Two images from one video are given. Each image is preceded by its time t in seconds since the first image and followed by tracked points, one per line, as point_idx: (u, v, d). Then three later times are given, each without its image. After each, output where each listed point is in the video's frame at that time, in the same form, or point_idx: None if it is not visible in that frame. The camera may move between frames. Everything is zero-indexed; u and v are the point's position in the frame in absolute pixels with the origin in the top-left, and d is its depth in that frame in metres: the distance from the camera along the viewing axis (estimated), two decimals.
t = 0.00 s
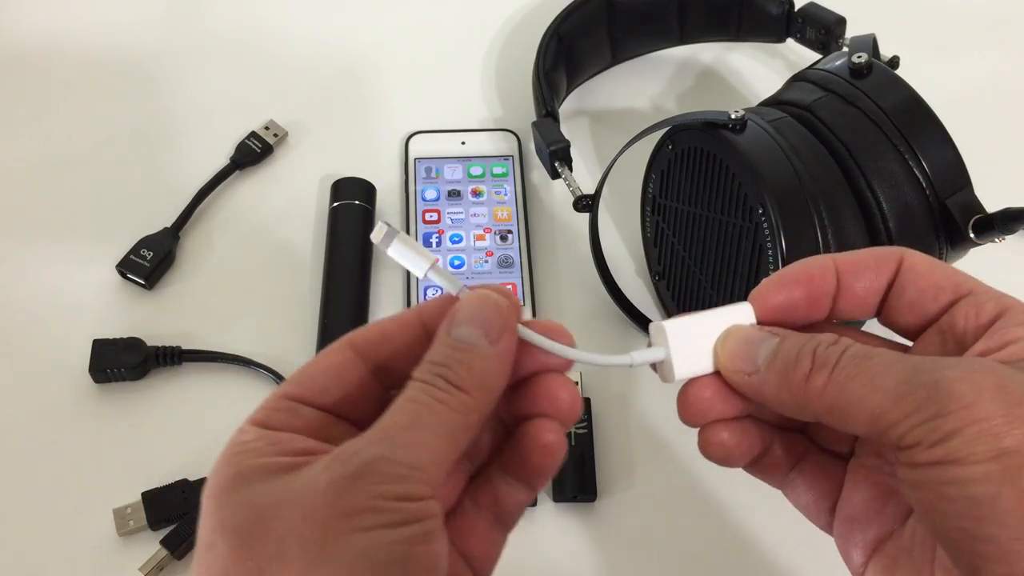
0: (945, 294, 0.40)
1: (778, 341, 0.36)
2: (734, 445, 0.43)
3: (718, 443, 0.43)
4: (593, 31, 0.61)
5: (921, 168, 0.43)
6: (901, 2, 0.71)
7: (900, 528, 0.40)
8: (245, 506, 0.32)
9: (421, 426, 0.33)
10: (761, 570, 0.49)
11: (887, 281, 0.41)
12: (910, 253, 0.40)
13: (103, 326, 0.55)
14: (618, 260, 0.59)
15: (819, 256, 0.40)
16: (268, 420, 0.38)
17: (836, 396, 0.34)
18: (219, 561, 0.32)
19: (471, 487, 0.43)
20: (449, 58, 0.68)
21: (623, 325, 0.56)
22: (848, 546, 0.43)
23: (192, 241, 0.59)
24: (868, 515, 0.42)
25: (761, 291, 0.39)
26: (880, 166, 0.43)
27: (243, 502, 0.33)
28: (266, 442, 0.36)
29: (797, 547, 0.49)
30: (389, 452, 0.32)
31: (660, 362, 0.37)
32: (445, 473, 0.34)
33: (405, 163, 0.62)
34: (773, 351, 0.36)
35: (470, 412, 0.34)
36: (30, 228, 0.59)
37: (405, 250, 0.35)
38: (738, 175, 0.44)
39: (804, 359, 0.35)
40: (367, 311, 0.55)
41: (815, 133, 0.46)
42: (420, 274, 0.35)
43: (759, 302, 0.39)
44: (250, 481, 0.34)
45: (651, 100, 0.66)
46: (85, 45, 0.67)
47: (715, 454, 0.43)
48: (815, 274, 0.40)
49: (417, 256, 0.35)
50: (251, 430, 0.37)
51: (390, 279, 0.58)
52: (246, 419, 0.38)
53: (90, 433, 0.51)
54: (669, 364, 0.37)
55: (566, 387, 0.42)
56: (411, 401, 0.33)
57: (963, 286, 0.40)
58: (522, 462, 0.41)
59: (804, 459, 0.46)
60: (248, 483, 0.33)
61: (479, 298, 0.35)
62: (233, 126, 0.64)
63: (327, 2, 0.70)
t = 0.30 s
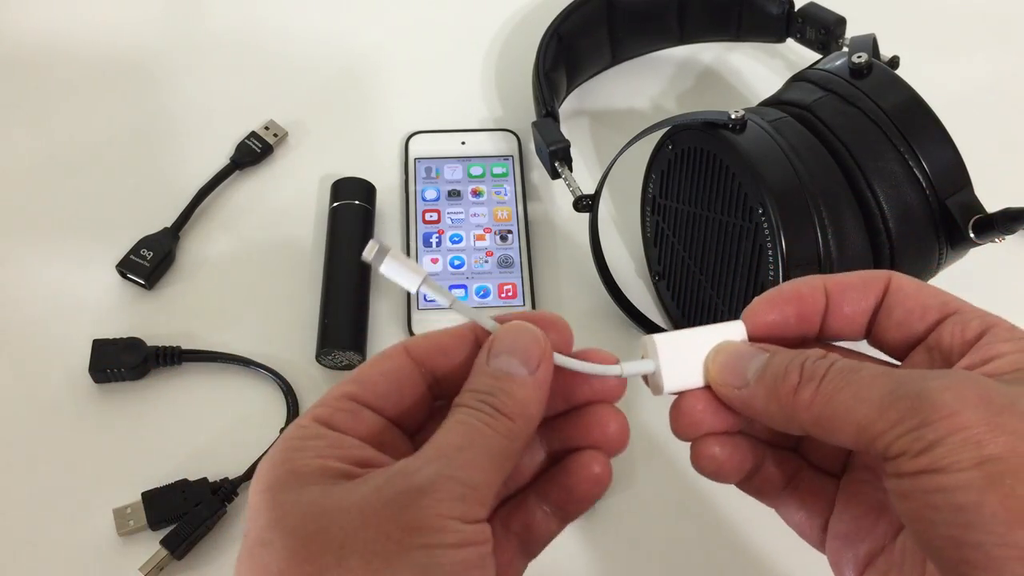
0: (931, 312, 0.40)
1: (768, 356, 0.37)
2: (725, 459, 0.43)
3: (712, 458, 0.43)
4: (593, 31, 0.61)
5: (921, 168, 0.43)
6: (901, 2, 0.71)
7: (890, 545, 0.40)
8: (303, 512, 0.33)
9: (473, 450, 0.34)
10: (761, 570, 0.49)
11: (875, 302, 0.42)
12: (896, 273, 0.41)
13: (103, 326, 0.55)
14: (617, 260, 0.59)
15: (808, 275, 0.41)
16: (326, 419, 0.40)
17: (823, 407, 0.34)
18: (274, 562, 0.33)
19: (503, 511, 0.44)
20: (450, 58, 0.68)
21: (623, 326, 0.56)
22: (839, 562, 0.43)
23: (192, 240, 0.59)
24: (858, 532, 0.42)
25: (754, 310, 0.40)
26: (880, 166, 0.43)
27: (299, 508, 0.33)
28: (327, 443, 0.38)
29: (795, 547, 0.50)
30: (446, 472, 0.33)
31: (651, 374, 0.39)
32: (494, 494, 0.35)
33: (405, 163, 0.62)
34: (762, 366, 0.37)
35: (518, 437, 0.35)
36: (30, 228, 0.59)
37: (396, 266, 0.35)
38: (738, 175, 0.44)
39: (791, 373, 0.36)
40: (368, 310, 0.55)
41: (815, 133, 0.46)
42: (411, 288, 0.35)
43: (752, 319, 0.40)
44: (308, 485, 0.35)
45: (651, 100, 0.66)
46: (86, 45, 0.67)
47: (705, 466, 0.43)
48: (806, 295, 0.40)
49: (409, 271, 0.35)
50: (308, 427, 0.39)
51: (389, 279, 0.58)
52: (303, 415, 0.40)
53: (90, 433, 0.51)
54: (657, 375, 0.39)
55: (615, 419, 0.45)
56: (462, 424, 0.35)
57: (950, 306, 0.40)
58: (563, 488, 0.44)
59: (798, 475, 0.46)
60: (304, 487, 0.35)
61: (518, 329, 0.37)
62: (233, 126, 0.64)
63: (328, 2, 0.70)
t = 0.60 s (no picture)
0: (948, 290, 0.40)
1: (767, 344, 0.37)
2: (713, 423, 0.43)
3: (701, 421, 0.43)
4: (593, 31, 0.61)
5: (921, 168, 0.43)
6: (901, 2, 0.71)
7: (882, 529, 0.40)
8: (300, 506, 0.34)
9: (466, 441, 0.35)
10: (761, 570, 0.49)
11: (890, 263, 0.41)
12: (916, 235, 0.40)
13: (103, 326, 0.55)
14: (617, 260, 0.59)
15: (810, 229, 0.40)
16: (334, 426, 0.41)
17: (821, 413, 0.35)
18: (272, 555, 0.33)
19: (519, 519, 0.45)
20: (450, 58, 0.68)
21: (623, 326, 0.56)
22: (832, 539, 0.43)
23: (191, 240, 0.59)
24: (853, 508, 0.43)
25: (747, 255, 0.40)
26: (880, 166, 0.43)
27: (296, 502, 0.34)
28: (332, 446, 0.39)
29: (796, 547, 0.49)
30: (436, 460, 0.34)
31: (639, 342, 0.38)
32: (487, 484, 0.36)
33: (405, 163, 0.62)
34: (762, 355, 0.37)
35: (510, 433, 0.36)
36: (30, 228, 0.59)
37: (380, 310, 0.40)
38: (738, 175, 0.44)
39: (791, 371, 0.36)
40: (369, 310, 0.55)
41: (815, 133, 0.46)
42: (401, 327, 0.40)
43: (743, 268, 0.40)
44: (309, 483, 0.35)
45: (651, 99, 0.66)
46: (85, 45, 0.67)
47: (692, 429, 0.43)
48: (806, 246, 0.40)
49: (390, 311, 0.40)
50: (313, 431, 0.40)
51: (390, 280, 0.58)
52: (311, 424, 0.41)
53: (90, 433, 0.51)
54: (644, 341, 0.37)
55: (626, 421, 0.45)
56: (456, 419, 0.36)
57: (970, 283, 0.39)
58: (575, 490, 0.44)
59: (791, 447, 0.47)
60: (303, 485, 0.36)
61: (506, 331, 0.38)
62: (233, 126, 0.64)
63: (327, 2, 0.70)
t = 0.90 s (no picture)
0: (943, 317, 0.39)
1: (756, 348, 0.37)
2: (701, 438, 0.44)
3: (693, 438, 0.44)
4: (593, 31, 0.61)
5: (921, 168, 0.43)
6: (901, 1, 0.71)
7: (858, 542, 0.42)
8: (288, 528, 0.36)
9: (445, 458, 0.36)
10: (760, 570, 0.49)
11: (874, 281, 0.40)
12: (902, 253, 0.39)
13: (104, 326, 0.55)
14: (617, 260, 0.59)
15: (784, 241, 0.39)
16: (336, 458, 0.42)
17: (801, 430, 0.35)
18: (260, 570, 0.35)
19: (536, 535, 0.46)
20: (450, 58, 0.68)
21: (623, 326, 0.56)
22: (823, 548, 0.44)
23: (192, 240, 0.59)
24: (842, 519, 0.43)
25: (714, 259, 0.39)
26: (880, 166, 0.43)
27: (287, 525, 0.36)
28: (332, 475, 0.40)
29: (796, 548, 0.49)
30: (412, 474, 0.35)
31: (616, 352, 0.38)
32: (470, 500, 0.36)
33: (405, 163, 0.62)
34: (748, 359, 0.37)
35: (493, 453, 0.37)
36: (30, 228, 0.59)
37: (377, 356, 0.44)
38: (738, 175, 0.44)
39: (776, 384, 0.36)
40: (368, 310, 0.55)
41: (815, 133, 0.46)
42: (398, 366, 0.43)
43: (710, 274, 0.39)
44: (304, 509, 0.37)
45: (651, 99, 0.66)
46: (85, 45, 0.67)
47: (682, 445, 0.45)
48: (775, 257, 0.39)
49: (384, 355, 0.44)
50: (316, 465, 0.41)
51: (390, 280, 0.58)
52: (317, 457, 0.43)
53: (89, 432, 0.51)
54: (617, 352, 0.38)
55: (640, 421, 0.44)
56: (437, 442, 0.37)
57: (964, 310, 0.39)
58: (584, 495, 0.43)
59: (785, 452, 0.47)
60: (296, 511, 0.37)
61: (486, 359, 0.40)
62: (233, 126, 0.64)
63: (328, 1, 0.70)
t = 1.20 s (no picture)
0: (932, 320, 0.39)
1: (750, 344, 0.36)
2: (701, 453, 0.45)
3: (693, 454, 0.45)
4: (593, 31, 0.61)
5: (921, 168, 0.43)
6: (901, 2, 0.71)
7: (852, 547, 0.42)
8: (274, 536, 0.36)
9: (427, 467, 0.36)
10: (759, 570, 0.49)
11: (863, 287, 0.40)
12: (891, 258, 0.38)
13: (104, 326, 0.55)
14: (617, 260, 0.59)
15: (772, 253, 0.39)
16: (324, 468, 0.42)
17: (794, 428, 0.35)
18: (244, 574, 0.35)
19: (524, 540, 0.45)
20: (450, 58, 0.68)
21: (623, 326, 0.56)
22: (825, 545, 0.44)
23: (192, 240, 0.59)
24: (837, 520, 0.44)
25: (700, 268, 0.39)
26: (880, 166, 0.43)
27: (273, 533, 0.36)
28: (317, 484, 0.40)
29: (796, 548, 0.49)
30: (395, 483, 0.35)
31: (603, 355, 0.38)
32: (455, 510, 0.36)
33: (405, 163, 0.62)
34: (743, 355, 0.37)
35: (476, 460, 0.37)
36: (30, 228, 0.59)
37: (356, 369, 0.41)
38: (738, 175, 0.44)
39: (769, 383, 0.36)
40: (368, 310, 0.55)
41: (815, 133, 0.46)
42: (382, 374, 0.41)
43: (699, 281, 0.39)
44: (289, 519, 0.37)
45: (651, 99, 0.66)
46: (84, 45, 0.67)
47: (681, 460, 0.45)
48: (760, 267, 0.40)
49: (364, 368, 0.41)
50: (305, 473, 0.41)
51: (390, 280, 0.58)
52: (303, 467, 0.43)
53: (88, 432, 0.51)
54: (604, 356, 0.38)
55: (630, 426, 0.44)
56: (421, 449, 0.37)
57: (953, 312, 0.38)
58: (573, 500, 0.43)
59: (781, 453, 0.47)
60: (281, 521, 0.37)
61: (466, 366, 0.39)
62: (233, 126, 0.64)
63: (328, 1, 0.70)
